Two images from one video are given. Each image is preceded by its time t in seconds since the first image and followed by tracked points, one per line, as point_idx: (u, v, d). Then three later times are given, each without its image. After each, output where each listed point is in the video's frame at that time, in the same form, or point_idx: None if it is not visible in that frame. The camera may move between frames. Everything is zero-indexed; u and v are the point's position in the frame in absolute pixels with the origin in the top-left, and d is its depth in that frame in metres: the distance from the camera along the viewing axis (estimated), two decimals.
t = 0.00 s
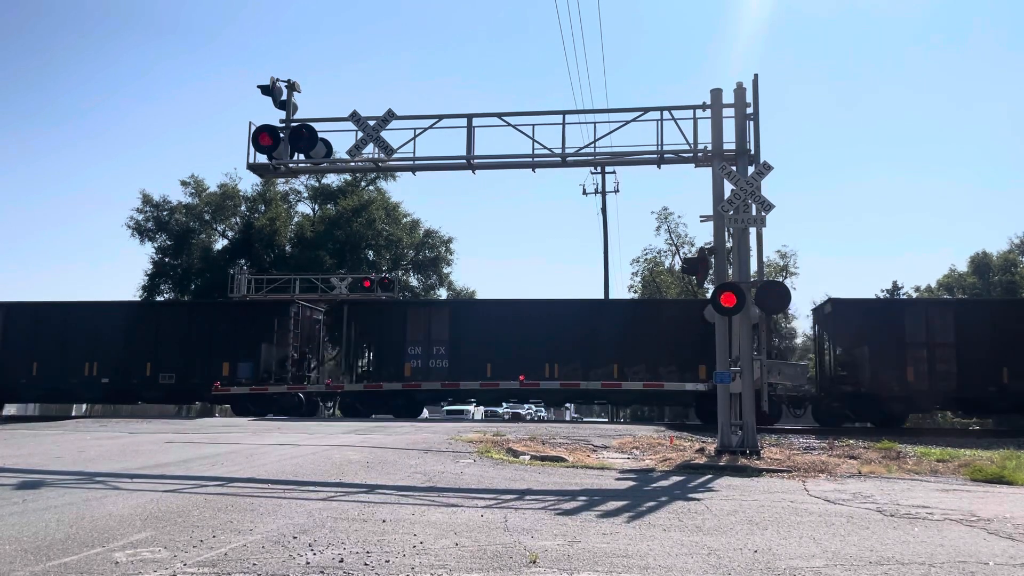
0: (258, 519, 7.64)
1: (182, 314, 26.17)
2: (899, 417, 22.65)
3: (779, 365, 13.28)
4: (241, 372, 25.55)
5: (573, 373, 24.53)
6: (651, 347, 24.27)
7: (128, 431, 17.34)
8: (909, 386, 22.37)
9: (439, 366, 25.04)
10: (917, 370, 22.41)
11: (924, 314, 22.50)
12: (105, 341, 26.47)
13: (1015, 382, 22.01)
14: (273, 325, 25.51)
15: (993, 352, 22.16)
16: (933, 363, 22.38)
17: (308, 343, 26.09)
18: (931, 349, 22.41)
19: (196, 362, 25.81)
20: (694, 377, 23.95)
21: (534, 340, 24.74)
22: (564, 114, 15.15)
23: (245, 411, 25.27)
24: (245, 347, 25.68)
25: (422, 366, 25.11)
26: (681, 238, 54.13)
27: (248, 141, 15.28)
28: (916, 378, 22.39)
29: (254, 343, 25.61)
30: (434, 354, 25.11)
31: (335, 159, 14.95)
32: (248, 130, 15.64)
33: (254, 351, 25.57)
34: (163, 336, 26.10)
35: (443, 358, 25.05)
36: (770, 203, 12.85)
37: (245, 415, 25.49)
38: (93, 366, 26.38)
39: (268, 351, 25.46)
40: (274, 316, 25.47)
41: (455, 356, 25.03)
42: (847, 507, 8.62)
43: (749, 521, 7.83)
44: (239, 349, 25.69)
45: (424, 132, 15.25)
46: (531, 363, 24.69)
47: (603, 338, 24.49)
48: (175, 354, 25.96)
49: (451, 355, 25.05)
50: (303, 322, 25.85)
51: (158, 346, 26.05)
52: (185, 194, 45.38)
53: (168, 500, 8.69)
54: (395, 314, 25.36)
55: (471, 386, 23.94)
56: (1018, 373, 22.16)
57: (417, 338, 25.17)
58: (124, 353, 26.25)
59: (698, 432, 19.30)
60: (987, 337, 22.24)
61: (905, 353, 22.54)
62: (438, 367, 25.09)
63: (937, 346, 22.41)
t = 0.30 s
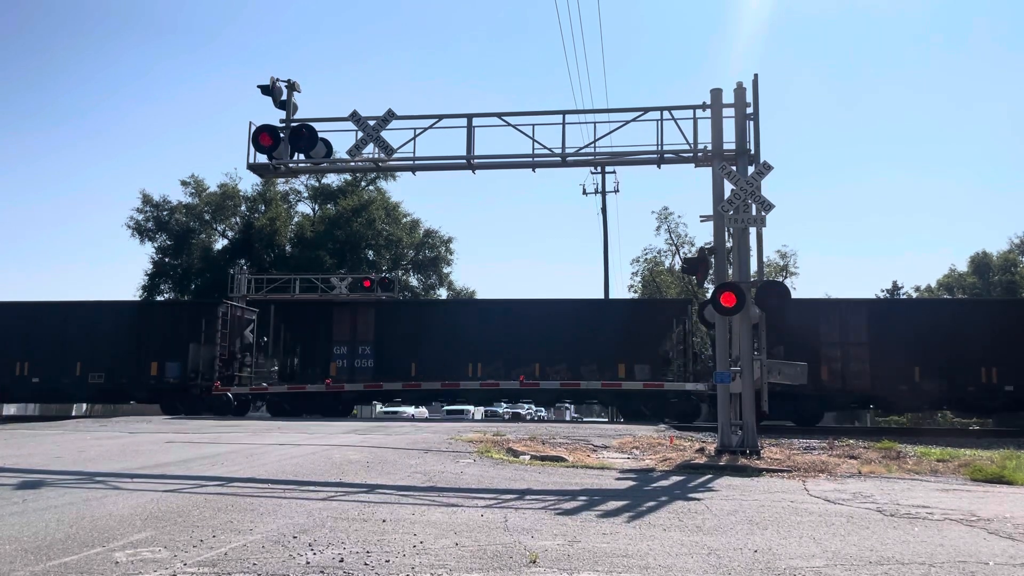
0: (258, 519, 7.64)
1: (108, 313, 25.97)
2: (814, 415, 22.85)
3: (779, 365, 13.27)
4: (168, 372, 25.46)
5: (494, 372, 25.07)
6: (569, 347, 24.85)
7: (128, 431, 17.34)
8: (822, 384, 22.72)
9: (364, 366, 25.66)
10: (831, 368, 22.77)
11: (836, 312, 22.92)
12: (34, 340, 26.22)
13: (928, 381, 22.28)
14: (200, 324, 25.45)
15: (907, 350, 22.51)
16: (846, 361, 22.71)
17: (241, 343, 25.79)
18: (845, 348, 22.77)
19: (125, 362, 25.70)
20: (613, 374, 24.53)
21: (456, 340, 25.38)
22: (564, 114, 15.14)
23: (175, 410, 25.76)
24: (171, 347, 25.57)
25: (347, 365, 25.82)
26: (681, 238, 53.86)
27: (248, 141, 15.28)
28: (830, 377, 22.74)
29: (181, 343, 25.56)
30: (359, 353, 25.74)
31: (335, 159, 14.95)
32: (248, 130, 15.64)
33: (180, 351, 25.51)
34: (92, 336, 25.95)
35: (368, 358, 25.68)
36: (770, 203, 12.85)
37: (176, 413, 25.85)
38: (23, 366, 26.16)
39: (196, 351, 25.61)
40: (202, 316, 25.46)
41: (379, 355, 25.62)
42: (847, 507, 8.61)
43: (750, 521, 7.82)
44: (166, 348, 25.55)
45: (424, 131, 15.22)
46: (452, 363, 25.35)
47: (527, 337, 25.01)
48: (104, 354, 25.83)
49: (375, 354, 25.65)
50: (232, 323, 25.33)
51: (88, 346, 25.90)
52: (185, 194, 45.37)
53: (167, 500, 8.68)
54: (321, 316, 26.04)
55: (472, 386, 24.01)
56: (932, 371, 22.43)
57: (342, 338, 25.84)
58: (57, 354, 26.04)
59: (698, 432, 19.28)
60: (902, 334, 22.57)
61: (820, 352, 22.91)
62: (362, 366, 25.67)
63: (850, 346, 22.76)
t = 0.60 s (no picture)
0: (258, 519, 7.64)
1: (45, 313, 25.87)
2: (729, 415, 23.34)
3: (779, 364, 13.26)
4: (97, 372, 25.28)
5: (418, 371, 25.31)
6: (494, 347, 25.07)
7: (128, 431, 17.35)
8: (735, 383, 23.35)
9: (290, 366, 25.84)
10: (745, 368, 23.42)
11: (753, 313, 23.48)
12: None
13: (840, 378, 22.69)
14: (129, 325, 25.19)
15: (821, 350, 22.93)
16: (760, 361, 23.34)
17: (170, 344, 25.73)
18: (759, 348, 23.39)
19: (58, 361, 25.59)
20: (535, 374, 24.83)
21: (381, 340, 25.53)
22: (564, 114, 15.14)
23: (104, 410, 25.32)
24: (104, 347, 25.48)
25: (273, 366, 26.01)
26: (681, 238, 53.95)
27: (248, 141, 15.29)
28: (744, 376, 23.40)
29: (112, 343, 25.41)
30: (285, 353, 25.95)
31: (335, 159, 14.95)
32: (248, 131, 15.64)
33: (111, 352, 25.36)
34: (28, 335, 25.88)
35: (294, 357, 25.87)
36: (770, 203, 12.85)
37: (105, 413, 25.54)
38: None
39: (125, 351, 24.87)
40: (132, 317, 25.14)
41: (305, 355, 25.80)
42: (847, 507, 8.61)
43: (750, 521, 7.82)
44: (99, 348, 25.48)
45: (424, 132, 15.25)
46: (376, 364, 25.53)
47: (460, 338, 25.24)
48: (37, 354, 25.74)
49: (301, 354, 25.84)
50: (163, 323, 25.21)
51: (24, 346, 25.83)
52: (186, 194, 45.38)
53: (167, 500, 8.68)
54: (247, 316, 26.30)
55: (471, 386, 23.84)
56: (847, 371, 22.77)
57: (269, 338, 26.10)
58: None
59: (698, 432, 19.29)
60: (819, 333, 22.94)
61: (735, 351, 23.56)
62: (289, 367, 25.88)
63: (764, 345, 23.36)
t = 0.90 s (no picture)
0: (258, 519, 7.64)
1: None
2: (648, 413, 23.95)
3: (779, 365, 13.27)
4: (28, 372, 24.56)
5: (344, 370, 25.61)
6: (418, 347, 25.52)
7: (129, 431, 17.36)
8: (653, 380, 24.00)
9: (218, 365, 26.03)
10: (664, 366, 24.08)
11: (672, 315, 24.20)
12: None
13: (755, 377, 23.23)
14: (59, 325, 24.62)
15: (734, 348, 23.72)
16: (679, 360, 24.02)
17: (103, 343, 26.22)
18: (678, 347, 24.08)
19: None
20: (458, 373, 25.30)
21: (308, 339, 25.81)
22: (564, 114, 15.13)
23: (37, 411, 24.68)
24: (33, 347, 24.72)
25: (201, 365, 26.11)
26: (681, 239, 53.97)
27: (248, 140, 15.29)
28: (663, 374, 24.06)
29: (41, 343, 24.64)
30: (213, 353, 26.10)
31: (335, 159, 14.96)
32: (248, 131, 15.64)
33: (40, 351, 24.61)
34: None
35: (222, 357, 26.05)
36: (770, 203, 12.84)
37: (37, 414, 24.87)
38: None
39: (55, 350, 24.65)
40: (60, 316, 24.70)
41: (233, 355, 26.04)
42: (848, 507, 8.62)
43: (749, 521, 7.83)
44: (29, 348, 24.75)
45: (424, 132, 15.29)
46: (302, 363, 25.79)
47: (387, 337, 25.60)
48: None
49: (230, 353, 26.06)
50: (94, 323, 25.59)
51: None
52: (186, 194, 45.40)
53: (167, 500, 8.69)
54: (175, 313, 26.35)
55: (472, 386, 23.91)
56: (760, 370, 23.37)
57: (196, 338, 26.14)
58: None
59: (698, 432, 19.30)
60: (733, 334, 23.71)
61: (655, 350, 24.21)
62: (216, 366, 26.06)
63: (683, 344, 24.09)
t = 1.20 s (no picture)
0: (258, 519, 7.63)
1: None
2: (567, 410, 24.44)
3: (779, 364, 13.27)
4: None
5: (270, 370, 25.85)
6: (345, 347, 25.79)
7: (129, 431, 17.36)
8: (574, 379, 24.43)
9: (145, 366, 26.09)
10: (585, 365, 24.46)
11: (593, 316, 24.59)
12: None
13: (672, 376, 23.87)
14: None
15: (653, 348, 24.27)
16: (600, 359, 24.40)
17: (34, 343, 25.90)
18: (599, 346, 24.46)
19: None
20: (382, 373, 25.61)
21: (235, 339, 26.02)
22: (564, 114, 15.13)
23: None
24: None
25: (130, 365, 26.13)
26: (681, 238, 53.92)
27: (248, 141, 15.29)
28: (583, 373, 24.45)
29: None
30: (141, 353, 26.17)
31: (335, 159, 14.96)
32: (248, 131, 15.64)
33: None
34: None
35: (150, 357, 26.13)
36: (770, 203, 12.85)
37: None
38: None
39: None
40: None
41: (161, 355, 26.15)
42: (848, 507, 8.61)
43: (750, 521, 7.82)
44: None
45: (424, 132, 15.30)
46: (229, 363, 26.02)
47: (312, 338, 25.91)
48: None
49: (157, 354, 26.17)
50: (26, 323, 25.23)
51: None
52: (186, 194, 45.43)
53: (167, 500, 8.68)
54: (105, 313, 26.37)
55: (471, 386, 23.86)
56: (678, 371, 24.10)
57: (125, 338, 26.20)
58: None
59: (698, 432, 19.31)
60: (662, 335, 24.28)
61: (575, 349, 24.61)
62: (143, 367, 26.12)
63: (604, 343, 24.48)
